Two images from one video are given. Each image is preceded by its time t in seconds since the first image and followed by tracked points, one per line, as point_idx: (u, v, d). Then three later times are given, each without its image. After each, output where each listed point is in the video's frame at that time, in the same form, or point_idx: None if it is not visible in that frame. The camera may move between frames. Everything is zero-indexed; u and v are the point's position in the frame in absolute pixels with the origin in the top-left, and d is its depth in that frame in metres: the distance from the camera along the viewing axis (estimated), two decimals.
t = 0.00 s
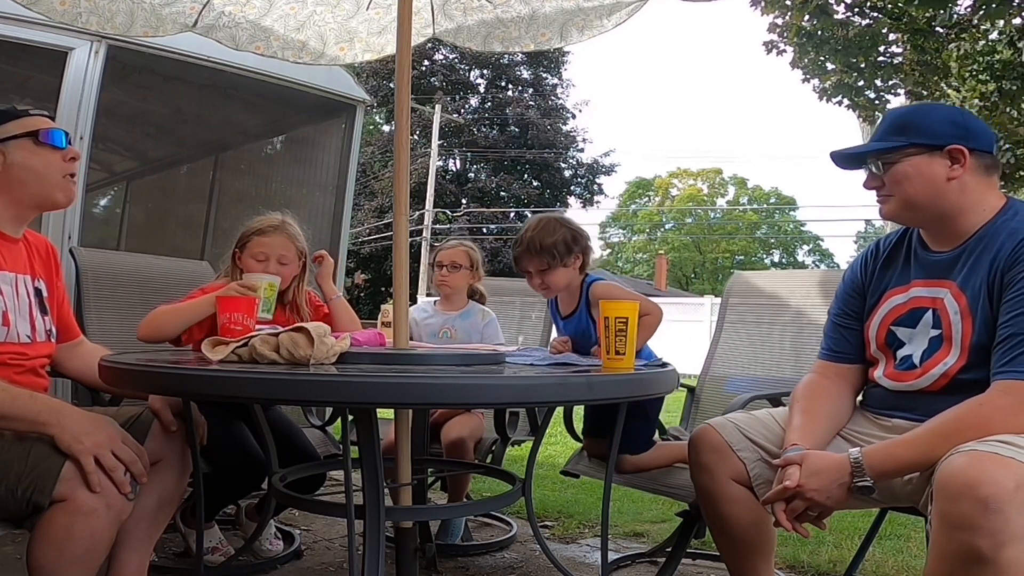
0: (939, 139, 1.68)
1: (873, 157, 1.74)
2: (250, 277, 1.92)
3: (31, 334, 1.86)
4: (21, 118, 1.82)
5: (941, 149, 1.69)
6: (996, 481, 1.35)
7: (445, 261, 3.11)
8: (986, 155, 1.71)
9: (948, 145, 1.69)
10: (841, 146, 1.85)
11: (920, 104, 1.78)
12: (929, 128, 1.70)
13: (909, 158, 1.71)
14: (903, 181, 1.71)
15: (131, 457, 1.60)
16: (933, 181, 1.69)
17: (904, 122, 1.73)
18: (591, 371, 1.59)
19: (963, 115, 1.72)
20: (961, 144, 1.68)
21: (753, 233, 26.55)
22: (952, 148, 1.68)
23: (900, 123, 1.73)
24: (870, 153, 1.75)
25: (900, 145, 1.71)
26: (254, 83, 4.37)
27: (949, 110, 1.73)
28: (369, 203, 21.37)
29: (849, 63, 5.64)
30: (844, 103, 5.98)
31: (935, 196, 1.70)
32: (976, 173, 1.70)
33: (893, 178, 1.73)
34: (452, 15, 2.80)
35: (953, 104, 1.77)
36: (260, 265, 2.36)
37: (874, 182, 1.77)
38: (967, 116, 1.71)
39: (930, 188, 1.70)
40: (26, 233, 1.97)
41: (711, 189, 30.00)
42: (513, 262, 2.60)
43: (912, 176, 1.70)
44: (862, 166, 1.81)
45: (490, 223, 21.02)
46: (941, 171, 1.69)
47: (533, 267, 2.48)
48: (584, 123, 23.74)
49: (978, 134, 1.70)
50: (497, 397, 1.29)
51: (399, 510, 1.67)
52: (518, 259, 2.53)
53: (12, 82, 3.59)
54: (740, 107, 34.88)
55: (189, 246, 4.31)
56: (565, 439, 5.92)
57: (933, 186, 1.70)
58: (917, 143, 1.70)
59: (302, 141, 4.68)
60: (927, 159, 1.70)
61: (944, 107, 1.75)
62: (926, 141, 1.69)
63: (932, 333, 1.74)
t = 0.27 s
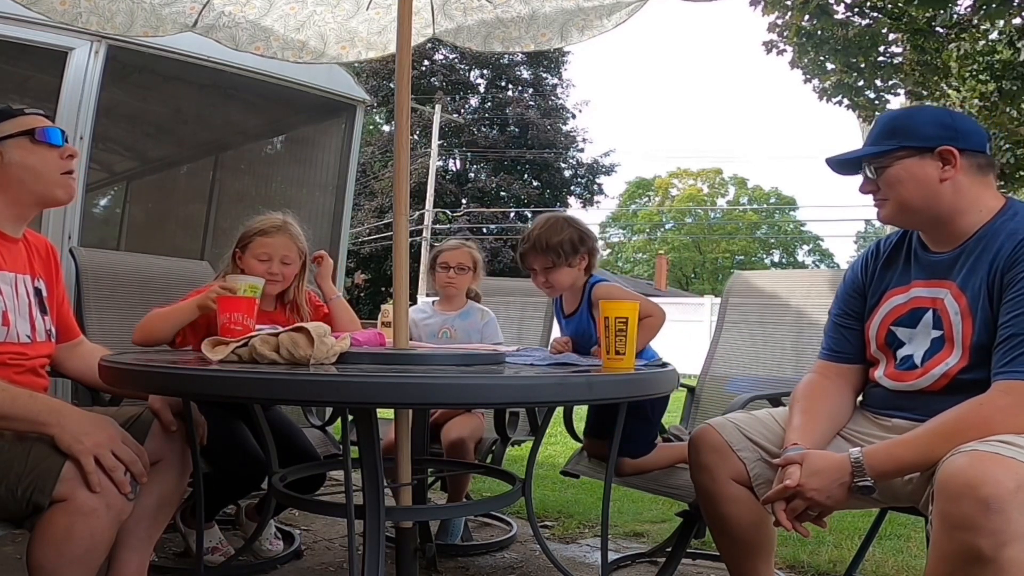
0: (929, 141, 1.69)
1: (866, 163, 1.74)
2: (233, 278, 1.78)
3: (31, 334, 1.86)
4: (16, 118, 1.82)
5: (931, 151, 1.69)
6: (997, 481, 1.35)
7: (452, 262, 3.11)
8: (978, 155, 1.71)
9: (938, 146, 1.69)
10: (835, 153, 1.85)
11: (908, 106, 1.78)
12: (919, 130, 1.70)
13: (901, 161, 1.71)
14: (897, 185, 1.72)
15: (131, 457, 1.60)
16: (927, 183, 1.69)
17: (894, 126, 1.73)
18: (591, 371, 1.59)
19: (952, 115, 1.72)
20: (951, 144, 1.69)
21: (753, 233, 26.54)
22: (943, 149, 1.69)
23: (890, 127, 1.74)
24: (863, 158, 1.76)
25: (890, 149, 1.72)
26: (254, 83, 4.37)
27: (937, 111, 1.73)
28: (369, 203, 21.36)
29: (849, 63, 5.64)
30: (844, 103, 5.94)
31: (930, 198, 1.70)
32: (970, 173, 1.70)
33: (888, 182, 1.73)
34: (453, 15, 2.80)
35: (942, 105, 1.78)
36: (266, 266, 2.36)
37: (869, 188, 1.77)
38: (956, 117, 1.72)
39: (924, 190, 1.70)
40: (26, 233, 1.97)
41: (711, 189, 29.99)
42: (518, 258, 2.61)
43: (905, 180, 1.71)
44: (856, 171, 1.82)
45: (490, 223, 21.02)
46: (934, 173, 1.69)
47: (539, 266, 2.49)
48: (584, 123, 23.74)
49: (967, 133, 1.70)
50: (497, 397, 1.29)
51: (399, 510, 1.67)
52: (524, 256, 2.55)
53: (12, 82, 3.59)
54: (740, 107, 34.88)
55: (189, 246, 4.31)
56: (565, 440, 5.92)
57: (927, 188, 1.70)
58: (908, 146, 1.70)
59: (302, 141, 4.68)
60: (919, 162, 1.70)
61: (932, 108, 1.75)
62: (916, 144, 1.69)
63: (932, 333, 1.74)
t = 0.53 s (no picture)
0: (932, 142, 1.69)
1: (869, 163, 1.74)
2: (236, 281, 1.82)
3: (31, 333, 1.86)
4: (11, 116, 1.82)
5: (934, 151, 1.69)
6: (997, 481, 1.35)
7: (453, 262, 3.10)
8: (982, 155, 1.71)
9: (941, 146, 1.69)
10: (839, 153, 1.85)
11: (912, 107, 1.78)
12: (922, 131, 1.70)
13: (905, 161, 1.71)
14: (900, 186, 1.72)
15: (131, 457, 1.60)
16: (929, 183, 1.69)
17: (897, 126, 1.73)
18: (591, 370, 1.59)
19: (956, 115, 1.72)
20: (955, 144, 1.68)
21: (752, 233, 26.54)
22: (947, 149, 1.68)
23: (893, 127, 1.74)
24: (867, 158, 1.76)
25: (894, 149, 1.72)
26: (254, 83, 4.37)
27: (940, 112, 1.73)
28: (369, 203, 21.36)
29: (849, 63, 5.64)
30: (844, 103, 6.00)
31: (933, 199, 1.70)
32: (973, 174, 1.70)
33: (890, 182, 1.73)
34: (453, 15, 2.80)
35: (946, 106, 1.77)
36: (273, 265, 2.36)
37: (872, 187, 1.78)
38: (960, 118, 1.72)
39: (927, 191, 1.70)
40: (25, 233, 1.97)
41: (711, 189, 30.00)
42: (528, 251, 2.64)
43: (908, 180, 1.71)
44: (859, 171, 1.82)
45: (490, 223, 21.02)
46: (937, 173, 1.69)
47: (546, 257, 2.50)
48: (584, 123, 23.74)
49: (971, 134, 1.70)
50: (498, 397, 1.29)
51: (399, 510, 1.67)
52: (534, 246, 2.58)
53: (12, 82, 3.59)
54: (740, 107, 34.89)
55: (189, 246, 4.31)
56: (565, 440, 5.92)
57: (929, 188, 1.70)
58: (910, 146, 1.70)
59: (302, 141, 4.68)
60: (922, 162, 1.70)
61: (936, 109, 1.75)
62: (919, 144, 1.69)
63: (933, 333, 1.74)
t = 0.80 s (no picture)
0: (936, 141, 1.69)
1: (874, 161, 1.75)
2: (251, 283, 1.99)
3: (32, 334, 1.86)
4: (10, 117, 1.82)
5: (938, 150, 1.70)
6: (998, 481, 1.35)
7: (451, 262, 3.10)
8: (987, 155, 1.71)
9: (946, 146, 1.69)
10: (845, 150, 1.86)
11: (919, 106, 1.78)
12: (927, 130, 1.70)
13: (908, 159, 1.71)
14: (904, 184, 1.72)
15: (131, 457, 1.60)
16: (934, 182, 1.70)
17: (902, 125, 1.74)
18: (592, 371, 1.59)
19: (962, 115, 1.72)
20: (960, 144, 1.68)
21: (753, 232, 26.56)
22: (951, 148, 1.69)
23: (898, 126, 1.74)
24: (872, 156, 1.77)
25: (899, 148, 1.72)
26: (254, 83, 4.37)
27: (947, 111, 1.73)
28: (369, 203, 21.37)
29: (849, 63, 5.69)
30: (845, 103, 6.05)
31: (937, 198, 1.70)
32: (978, 174, 1.70)
33: (894, 181, 1.74)
34: (452, 15, 2.80)
35: (953, 106, 1.77)
36: (279, 264, 2.38)
37: (877, 185, 1.78)
38: (966, 117, 1.71)
39: (931, 189, 1.70)
40: (26, 233, 1.97)
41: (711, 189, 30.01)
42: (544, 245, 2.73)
43: (912, 179, 1.71)
44: (866, 169, 1.82)
45: (490, 223, 21.02)
46: (941, 172, 1.70)
47: (560, 241, 2.60)
48: (584, 123, 23.75)
49: (976, 134, 1.69)
50: (498, 397, 1.29)
51: (398, 510, 1.67)
52: (551, 229, 2.66)
53: (12, 82, 3.59)
54: (740, 107, 34.91)
55: (189, 246, 4.31)
56: (565, 440, 5.93)
57: (933, 188, 1.70)
58: (915, 145, 1.71)
59: (302, 141, 4.68)
60: (926, 161, 1.70)
61: (943, 108, 1.75)
62: (923, 143, 1.70)
63: (936, 332, 1.74)
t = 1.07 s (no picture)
0: (948, 139, 1.69)
1: (884, 157, 1.75)
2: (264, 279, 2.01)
3: (32, 334, 1.86)
4: (18, 118, 1.82)
5: (950, 148, 1.69)
6: (993, 481, 1.35)
7: (450, 262, 3.10)
8: (999, 155, 1.70)
9: (957, 144, 1.68)
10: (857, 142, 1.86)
11: (934, 102, 1.78)
12: (939, 127, 1.70)
13: (918, 156, 1.72)
14: (913, 181, 1.73)
15: (131, 457, 1.60)
16: (943, 180, 1.70)
17: (915, 121, 1.73)
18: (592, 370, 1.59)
19: (975, 113, 1.71)
20: (971, 143, 1.68)
21: (753, 232, 26.59)
22: (962, 147, 1.68)
23: (910, 122, 1.74)
24: (883, 152, 1.77)
25: (909, 144, 1.72)
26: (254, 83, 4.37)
27: (961, 109, 1.72)
28: (369, 203, 21.37)
29: (849, 63, 5.71)
30: (845, 103, 6.17)
31: (946, 196, 1.71)
32: (989, 173, 1.70)
33: (903, 177, 1.74)
34: (453, 15, 2.80)
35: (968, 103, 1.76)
36: (285, 263, 2.38)
37: (886, 181, 1.79)
38: (979, 115, 1.71)
39: (940, 187, 1.70)
40: (27, 233, 1.97)
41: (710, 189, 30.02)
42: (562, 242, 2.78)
43: (922, 176, 1.71)
44: (876, 165, 1.82)
45: (490, 223, 21.01)
46: (951, 171, 1.69)
47: (578, 234, 2.65)
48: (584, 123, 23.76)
49: (989, 133, 1.69)
50: (498, 397, 1.29)
51: (399, 510, 1.67)
52: (570, 222, 2.71)
53: (12, 82, 3.59)
54: (740, 107, 34.93)
55: (189, 246, 4.31)
56: (565, 439, 5.93)
57: (943, 186, 1.70)
58: (925, 142, 1.70)
59: (302, 141, 4.68)
60: (936, 158, 1.70)
61: (956, 105, 1.74)
62: (934, 140, 1.70)
63: (942, 332, 1.74)
